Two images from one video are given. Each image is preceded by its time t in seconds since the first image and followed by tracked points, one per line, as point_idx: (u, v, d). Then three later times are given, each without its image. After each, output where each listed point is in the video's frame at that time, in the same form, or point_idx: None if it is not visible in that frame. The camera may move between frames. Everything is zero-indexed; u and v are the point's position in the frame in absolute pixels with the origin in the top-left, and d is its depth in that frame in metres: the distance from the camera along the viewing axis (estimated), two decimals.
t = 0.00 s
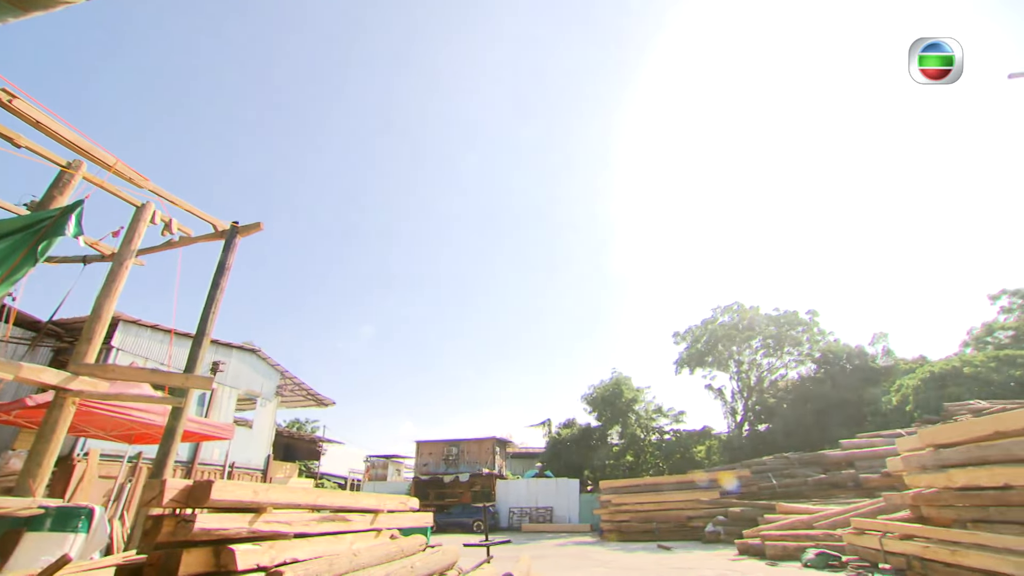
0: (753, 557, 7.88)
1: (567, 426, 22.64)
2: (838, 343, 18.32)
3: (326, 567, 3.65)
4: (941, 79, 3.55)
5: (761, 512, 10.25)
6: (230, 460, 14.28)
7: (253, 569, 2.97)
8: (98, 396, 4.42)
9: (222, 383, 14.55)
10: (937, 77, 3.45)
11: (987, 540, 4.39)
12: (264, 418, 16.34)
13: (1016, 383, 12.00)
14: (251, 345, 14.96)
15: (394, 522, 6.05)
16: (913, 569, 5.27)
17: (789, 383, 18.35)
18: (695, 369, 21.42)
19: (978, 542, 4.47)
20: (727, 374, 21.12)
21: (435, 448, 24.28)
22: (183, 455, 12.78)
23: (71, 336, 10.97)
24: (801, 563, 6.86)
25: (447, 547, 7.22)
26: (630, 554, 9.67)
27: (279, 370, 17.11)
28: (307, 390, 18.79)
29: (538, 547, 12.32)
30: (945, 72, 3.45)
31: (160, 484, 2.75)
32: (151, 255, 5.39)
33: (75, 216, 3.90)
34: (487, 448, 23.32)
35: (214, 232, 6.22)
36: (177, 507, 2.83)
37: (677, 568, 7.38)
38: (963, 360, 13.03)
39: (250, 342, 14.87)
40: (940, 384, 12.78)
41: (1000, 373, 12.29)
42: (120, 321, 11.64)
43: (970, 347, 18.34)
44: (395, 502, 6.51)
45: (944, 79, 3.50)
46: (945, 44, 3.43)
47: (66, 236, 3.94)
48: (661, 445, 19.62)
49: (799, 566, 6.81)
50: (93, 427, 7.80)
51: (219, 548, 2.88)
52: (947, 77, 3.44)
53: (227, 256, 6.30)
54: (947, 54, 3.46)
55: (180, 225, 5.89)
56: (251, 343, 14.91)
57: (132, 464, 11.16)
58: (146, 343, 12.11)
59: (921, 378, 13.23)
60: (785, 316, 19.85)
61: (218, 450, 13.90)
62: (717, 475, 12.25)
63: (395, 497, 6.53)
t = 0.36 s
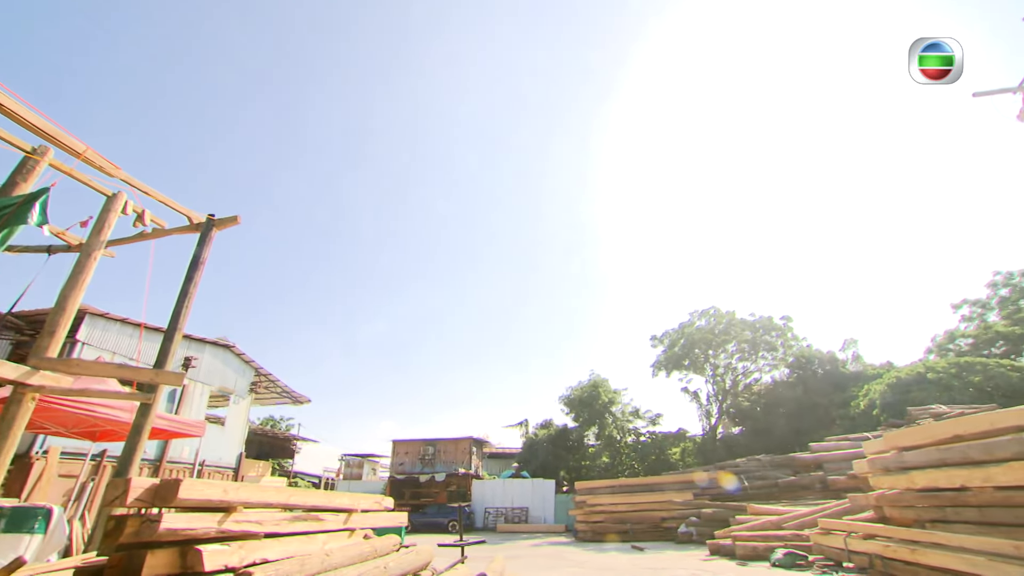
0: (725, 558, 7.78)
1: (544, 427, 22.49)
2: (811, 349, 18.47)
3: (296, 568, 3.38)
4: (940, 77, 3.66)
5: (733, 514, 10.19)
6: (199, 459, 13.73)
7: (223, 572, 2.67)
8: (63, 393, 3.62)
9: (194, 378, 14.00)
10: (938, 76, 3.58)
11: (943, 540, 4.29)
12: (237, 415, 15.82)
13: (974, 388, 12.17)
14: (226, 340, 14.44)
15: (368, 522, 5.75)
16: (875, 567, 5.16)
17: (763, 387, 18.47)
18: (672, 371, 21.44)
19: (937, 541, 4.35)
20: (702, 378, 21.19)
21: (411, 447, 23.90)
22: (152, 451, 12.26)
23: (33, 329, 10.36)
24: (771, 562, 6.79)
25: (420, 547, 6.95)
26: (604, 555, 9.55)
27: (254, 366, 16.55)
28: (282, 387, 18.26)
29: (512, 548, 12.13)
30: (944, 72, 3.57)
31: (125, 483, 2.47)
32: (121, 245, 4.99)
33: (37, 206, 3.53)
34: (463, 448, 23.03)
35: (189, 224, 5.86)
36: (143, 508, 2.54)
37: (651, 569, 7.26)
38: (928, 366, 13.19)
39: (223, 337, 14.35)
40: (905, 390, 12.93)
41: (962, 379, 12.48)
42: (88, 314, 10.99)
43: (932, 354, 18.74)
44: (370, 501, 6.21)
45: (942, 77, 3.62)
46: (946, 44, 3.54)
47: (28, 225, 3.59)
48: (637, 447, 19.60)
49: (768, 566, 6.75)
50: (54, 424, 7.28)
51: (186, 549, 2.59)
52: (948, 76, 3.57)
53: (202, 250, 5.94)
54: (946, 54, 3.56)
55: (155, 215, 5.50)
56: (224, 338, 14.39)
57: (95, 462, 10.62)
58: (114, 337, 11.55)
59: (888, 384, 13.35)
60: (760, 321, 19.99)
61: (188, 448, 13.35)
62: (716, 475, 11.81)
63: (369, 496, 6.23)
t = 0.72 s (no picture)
0: (698, 558, 7.73)
1: (522, 427, 22.39)
2: (785, 353, 18.69)
3: (267, 569, 3.12)
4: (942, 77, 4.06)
5: (706, 514, 10.20)
6: (169, 457, 13.23)
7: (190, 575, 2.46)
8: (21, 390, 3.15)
9: (166, 375, 13.49)
10: (939, 76, 4.00)
11: (906, 540, 4.21)
12: (210, 413, 15.36)
13: (937, 393, 12.49)
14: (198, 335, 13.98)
15: (342, 522, 5.50)
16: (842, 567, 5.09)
17: (739, 391, 18.67)
18: (649, 374, 21.53)
19: (900, 541, 4.26)
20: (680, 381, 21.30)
21: (388, 447, 23.57)
22: (118, 448, 11.78)
23: None
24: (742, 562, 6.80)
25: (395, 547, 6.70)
26: (579, 556, 9.46)
27: (228, 363, 16.06)
28: (257, 384, 17.80)
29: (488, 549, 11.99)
30: (945, 72, 3.98)
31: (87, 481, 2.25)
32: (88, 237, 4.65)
33: None
34: (441, 448, 22.79)
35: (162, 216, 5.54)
36: (107, 507, 2.32)
37: (625, 570, 7.20)
38: (896, 371, 13.44)
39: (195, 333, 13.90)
40: (874, 394, 13.14)
41: (926, 385, 12.74)
42: (51, 307, 10.45)
43: (900, 360, 19.14)
44: (345, 501, 5.96)
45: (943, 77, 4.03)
46: (945, 46, 3.95)
47: None
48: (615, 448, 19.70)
49: (740, 566, 6.78)
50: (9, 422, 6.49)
51: (151, 551, 2.38)
52: (947, 76, 3.98)
53: (175, 243, 5.62)
54: (947, 55, 3.97)
55: (127, 208, 4.94)
56: (197, 334, 13.94)
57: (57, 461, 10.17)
58: (80, 331, 11.02)
59: (857, 389, 13.56)
60: (737, 325, 20.19)
61: (157, 446, 12.85)
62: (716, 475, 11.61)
63: (343, 496, 5.97)
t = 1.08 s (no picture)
0: (672, 559, 7.69)
1: (501, 428, 22.22)
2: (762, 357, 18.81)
3: (238, 571, 2.90)
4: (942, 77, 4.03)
5: (682, 515, 10.21)
6: (138, 455, 12.74)
7: None
8: None
9: (137, 370, 13.02)
10: (938, 77, 3.97)
11: (873, 539, 4.13)
12: (182, 410, 14.91)
13: (905, 396, 12.69)
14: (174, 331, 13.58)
15: (316, 522, 5.25)
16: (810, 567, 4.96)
17: (716, 394, 18.77)
18: (629, 376, 21.55)
19: (867, 540, 4.19)
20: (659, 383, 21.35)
21: (366, 446, 23.22)
22: (84, 446, 11.31)
23: None
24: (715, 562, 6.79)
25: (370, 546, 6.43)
26: (555, 556, 9.38)
27: (203, 359, 15.60)
28: (232, 381, 17.33)
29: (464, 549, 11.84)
30: (945, 72, 3.95)
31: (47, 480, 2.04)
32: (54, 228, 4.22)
33: None
34: (419, 447, 22.49)
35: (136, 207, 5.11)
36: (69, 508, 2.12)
37: (600, 569, 7.14)
38: (867, 375, 13.60)
39: (170, 328, 13.49)
40: (846, 398, 13.25)
41: (895, 389, 12.91)
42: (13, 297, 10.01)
43: (871, 365, 19.43)
44: (320, 500, 5.69)
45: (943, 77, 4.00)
46: (944, 46, 3.93)
47: None
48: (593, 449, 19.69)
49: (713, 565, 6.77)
50: None
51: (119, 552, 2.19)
52: (947, 77, 3.95)
53: (150, 236, 5.20)
54: (946, 55, 3.95)
55: (97, 198, 4.33)
56: (172, 329, 13.54)
57: (17, 459, 9.77)
58: (47, 325, 10.56)
59: (831, 392, 13.67)
60: (715, 329, 20.29)
61: (127, 443, 12.36)
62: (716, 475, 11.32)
63: (317, 495, 5.70)
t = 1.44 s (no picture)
0: (649, 559, 7.55)
1: (480, 428, 21.97)
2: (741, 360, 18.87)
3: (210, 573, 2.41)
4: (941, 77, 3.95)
5: (660, 516, 10.13)
6: (107, 453, 12.16)
7: None
8: None
9: (108, 365, 12.47)
10: (937, 76, 3.89)
11: (841, 538, 3.99)
12: (155, 406, 14.36)
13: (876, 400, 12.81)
14: (149, 326, 13.13)
15: (294, 520, 4.84)
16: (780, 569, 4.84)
17: (695, 396, 18.78)
18: (609, 377, 21.50)
19: (835, 539, 4.05)
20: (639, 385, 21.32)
21: (344, 444, 22.79)
22: (50, 444, 10.72)
23: None
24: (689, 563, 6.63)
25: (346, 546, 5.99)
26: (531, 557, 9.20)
27: (177, 354, 15.07)
28: (209, 377, 16.82)
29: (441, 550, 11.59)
30: (945, 72, 3.87)
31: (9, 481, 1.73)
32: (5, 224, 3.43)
33: None
34: (398, 447, 22.11)
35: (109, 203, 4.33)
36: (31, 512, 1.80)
37: (577, 570, 6.98)
38: (841, 379, 13.67)
39: (144, 322, 13.05)
40: (820, 401, 13.31)
41: (867, 394, 13.00)
42: None
43: (845, 370, 19.60)
44: (298, 499, 5.28)
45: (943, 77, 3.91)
46: (944, 46, 3.83)
47: None
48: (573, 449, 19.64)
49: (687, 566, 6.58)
50: None
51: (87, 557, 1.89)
52: (946, 77, 3.88)
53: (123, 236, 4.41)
54: (946, 55, 3.85)
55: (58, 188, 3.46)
56: (147, 324, 13.11)
57: None
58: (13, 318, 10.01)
59: (805, 396, 13.72)
60: (695, 332, 20.33)
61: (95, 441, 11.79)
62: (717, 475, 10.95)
63: (295, 493, 5.28)
